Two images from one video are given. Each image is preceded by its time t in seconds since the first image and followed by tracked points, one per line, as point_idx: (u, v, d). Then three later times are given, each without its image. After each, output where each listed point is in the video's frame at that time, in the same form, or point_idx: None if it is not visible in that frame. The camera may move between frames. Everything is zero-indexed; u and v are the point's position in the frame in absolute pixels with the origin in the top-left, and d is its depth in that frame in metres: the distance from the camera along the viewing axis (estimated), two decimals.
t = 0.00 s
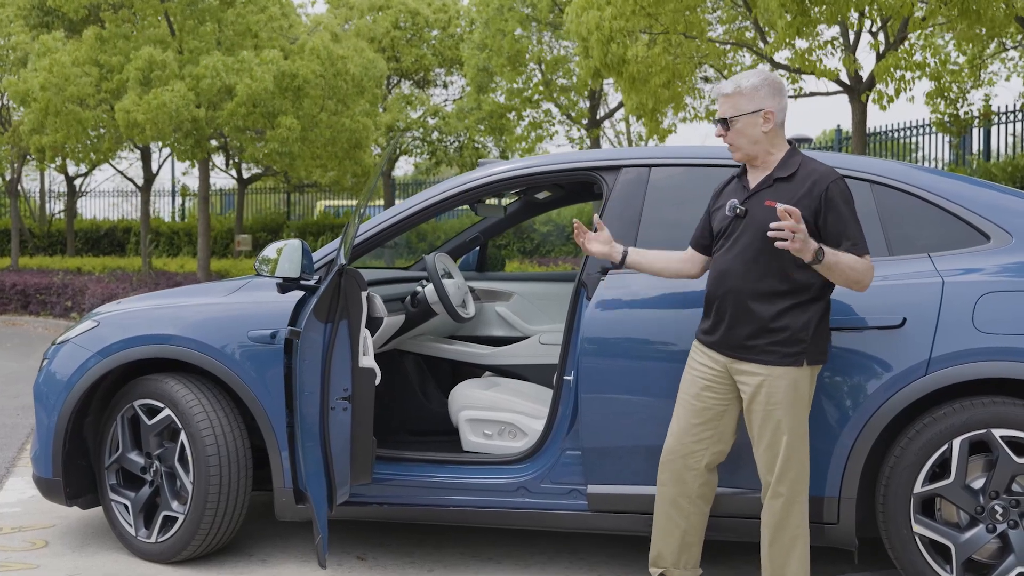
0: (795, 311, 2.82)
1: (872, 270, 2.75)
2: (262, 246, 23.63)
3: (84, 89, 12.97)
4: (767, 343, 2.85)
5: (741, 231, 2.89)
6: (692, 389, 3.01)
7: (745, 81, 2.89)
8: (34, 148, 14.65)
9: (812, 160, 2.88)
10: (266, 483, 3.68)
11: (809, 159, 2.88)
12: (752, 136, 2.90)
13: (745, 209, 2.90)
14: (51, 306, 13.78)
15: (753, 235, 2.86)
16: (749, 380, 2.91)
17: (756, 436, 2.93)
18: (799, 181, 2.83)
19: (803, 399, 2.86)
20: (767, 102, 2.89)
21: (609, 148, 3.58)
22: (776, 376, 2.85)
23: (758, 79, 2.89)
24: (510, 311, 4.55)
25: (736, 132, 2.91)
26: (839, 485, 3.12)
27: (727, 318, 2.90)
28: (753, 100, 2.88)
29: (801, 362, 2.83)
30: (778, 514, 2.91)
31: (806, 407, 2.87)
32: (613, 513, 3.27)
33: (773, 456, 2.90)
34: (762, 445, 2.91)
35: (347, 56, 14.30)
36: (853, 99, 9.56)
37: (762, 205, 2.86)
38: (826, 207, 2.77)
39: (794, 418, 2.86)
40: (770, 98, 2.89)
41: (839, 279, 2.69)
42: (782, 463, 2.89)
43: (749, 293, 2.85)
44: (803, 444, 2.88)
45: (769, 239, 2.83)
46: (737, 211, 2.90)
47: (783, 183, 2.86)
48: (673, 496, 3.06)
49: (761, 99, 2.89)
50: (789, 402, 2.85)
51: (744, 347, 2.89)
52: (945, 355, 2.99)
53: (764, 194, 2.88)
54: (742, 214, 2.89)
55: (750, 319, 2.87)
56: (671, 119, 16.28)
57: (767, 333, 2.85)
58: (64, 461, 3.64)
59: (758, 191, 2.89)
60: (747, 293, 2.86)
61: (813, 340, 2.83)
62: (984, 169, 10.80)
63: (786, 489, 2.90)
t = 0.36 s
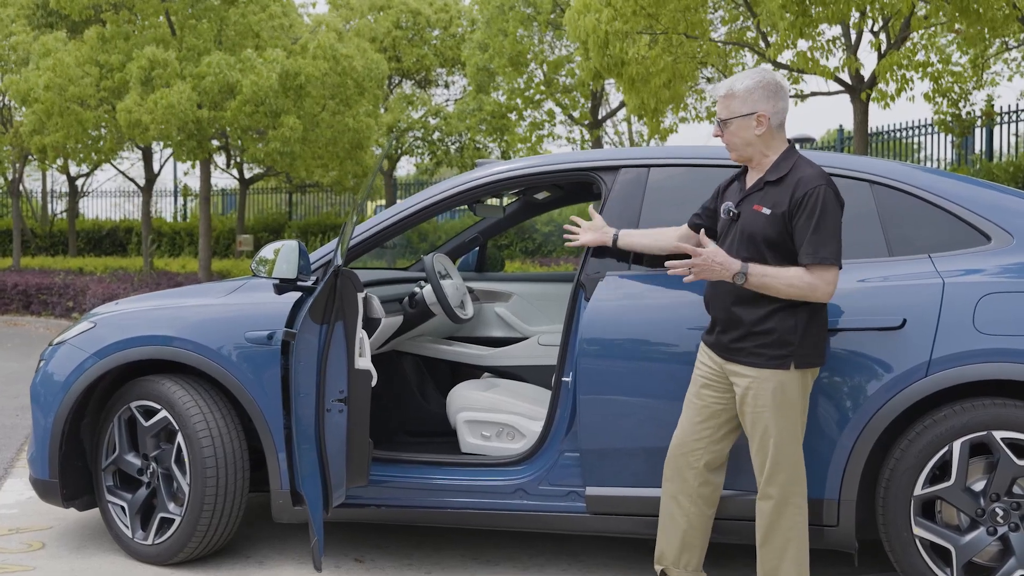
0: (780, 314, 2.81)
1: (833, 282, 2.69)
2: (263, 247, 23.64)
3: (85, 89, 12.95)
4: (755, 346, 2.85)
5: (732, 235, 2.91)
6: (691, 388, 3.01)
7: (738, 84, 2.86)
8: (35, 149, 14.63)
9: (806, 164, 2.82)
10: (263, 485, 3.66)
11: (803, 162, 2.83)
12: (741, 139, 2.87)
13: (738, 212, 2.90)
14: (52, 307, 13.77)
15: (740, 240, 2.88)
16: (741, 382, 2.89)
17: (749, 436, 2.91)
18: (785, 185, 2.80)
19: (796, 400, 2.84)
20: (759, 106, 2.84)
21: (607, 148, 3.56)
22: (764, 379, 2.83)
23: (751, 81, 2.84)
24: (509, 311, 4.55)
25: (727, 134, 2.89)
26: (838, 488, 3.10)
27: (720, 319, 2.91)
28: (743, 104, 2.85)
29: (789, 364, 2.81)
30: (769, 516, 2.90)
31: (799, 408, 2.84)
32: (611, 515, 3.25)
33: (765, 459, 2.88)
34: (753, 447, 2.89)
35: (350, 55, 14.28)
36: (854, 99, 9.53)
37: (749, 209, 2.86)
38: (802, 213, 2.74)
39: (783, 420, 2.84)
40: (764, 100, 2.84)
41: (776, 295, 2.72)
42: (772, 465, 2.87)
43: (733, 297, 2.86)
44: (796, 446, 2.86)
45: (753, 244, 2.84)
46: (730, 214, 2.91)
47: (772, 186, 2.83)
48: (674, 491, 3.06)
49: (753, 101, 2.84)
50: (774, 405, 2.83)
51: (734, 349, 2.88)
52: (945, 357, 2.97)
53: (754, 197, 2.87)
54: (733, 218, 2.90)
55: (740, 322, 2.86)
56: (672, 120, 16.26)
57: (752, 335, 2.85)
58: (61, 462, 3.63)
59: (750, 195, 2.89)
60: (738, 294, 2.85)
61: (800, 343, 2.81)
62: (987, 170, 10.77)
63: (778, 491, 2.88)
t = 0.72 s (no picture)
0: (760, 319, 2.78)
1: (825, 290, 2.67)
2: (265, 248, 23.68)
3: (87, 92, 12.96)
4: (734, 351, 2.82)
5: (713, 236, 2.88)
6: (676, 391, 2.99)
7: (731, 80, 2.82)
8: (37, 151, 14.63)
9: (791, 166, 2.79)
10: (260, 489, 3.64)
11: (788, 164, 2.79)
12: (729, 137, 2.84)
13: (720, 212, 2.87)
14: (55, 308, 13.79)
15: (719, 242, 2.84)
16: (722, 386, 2.86)
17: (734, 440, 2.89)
18: (767, 188, 2.77)
19: (779, 405, 2.81)
20: (749, 105, 2.80)
21: (606, 150, 3.54)
22: (744, 384, 2.81)
23: (744, 79, 2.80)
24: (509, 314, 4.53)
25: (717, 132, 2.86)
26: (838, 492, 3.08)
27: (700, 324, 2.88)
28: (734, 102, 2.81)
29: (767, 369, 2.79)
30: (761, 520, 2.88)
31: (784, 412, 2.82)
32: (610, 519, 3.22)
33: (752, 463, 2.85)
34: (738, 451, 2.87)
35: (353, 57, 14.25)
36: (857, 100, 9.50)
37: (731, 211, 2.83)
38: (784, 219, 2.71)
39: (765, 425, 2.81)
40: (755, 99, 2.80)
41: (772, 305, 2.69)
42: (760, 470, 2.85)
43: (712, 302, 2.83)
44: (785, 450, 2.83)
45: (732, 246, 2.81)
46: (712, 215, 2.89)
47: (753, 188, 2.80)
48: (660, 494, 3.01)
49: (743, 100, 2.81)
50: (755, 408, 2.80)
51: (714, 354, 2.86)
52: (946, 361, 2.95)
53: (736, 199, 2.84)
54: (715, 219, 2.87)
55: (719, 326, 2.84)
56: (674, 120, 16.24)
57: (731, 339, 2.82)
58: (57, 466, 3.61)
59: (732, 196, 2.86)
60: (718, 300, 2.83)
61: (778, 349, 2.78)
62: (990, 171, 10.74)
63: (770, 496, 2.86)
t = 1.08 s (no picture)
0: (729, 319, 2.77)
1: (786, 285, 2.64)
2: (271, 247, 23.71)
3: (92, 91, 12.95)
4: (708, 353, 2.80)
5: (682, 237, 2.88)
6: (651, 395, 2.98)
7: (693, 82, 2.82)
8: (43, 150, 14.64)
9: (755, 164, 2.77)
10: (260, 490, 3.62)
11: (752, 162, 2.78)
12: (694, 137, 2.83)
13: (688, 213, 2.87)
14: (60, 308, 13.82)
15: (687, 242, 2.84)
16: (695, 389, 2.85)
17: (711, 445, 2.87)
18: (730, 185, 2.77)
19: (752, 410, 2.80)
20: (711, 105, 2.80)
21: (608, 150, 3.52)
22: (715, 387, 2.80)
23: (705, 80, 2.80)
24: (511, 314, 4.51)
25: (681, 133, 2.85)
26: (842, 495, 3.04)
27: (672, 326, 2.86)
28: (696, 102, 2.81)
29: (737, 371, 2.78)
30: (747, 524, 2.86)
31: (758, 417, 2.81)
32: (612, 521, 3.20)
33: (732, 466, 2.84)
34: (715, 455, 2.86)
35: (358, 57, 14.21)
36: (862, 100, 9.46)
37: (697, 210, 2.83)
38: (745, 215, 2.70)
39: (738, 427, 2.80)
40: (716, 99, 2.80)
41: (733, 301, 2.66)
42: (737, 474, 2.84)
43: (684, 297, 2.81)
44: (765, 453, 2.82)
45: (697, 245, 2.79)
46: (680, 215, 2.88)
47: (718, 187, 2.80)
48: (646, 499, 2.99)
49: (706, 100, 2.80)
50: (726, 412, 2.80)
51: (688, 356, 2.84)
52: (951, 362, 2.92)
53: (701, 198, 2.84)
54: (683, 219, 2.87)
55: (692, 326, 2.82)
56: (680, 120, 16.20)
57: (703, 340, 2.81)
58: (57, 467, 3.59)
59: (698, 196, 2.85)
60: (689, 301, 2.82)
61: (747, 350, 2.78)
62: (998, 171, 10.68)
63: (752, 499, 2.84)
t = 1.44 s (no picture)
0: (685, 314, 2.80)
1: (719, 282, 2.67)
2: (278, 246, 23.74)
3: (99, 90, 12.93)
4: (672, 347, 2.83)
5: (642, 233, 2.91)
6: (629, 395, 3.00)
7: (654, 79, 2.84)
8: (51, 150, 14.63)
9: (713, 160, 2.79)
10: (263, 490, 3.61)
11: (709, 159, 2.80)
12: (654, 133, 2.86)
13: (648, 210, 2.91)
14: (69, 307, 13.84)
15: (646, 238, 2.87)
16: (664, 386, 2.86)
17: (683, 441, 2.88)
18: (686, 183, 2.79)
19: (717, 405, 2.81)
20: (669, 102, 2.83)
21: (612, 150, 3.49)
22: (679, 383, 2.82)
23: (666, 77, 2.83)
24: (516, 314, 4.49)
25: (641, 128, 2.88)
26: (848, 497, 3.01)
27: (634, 319, 2.89)
28: (655, 99, 2.84)
29: (700, 364, 2.80)
30: (725, 519, 2.86)
31: (723, 412, 2.82)
32: (615, 523, 3.18)
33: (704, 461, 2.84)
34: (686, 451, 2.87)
35: (366, 57, 14.19)
36: (871, 98, 9.41)
37: (655, 208, 2.86)
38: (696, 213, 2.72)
39: (704, 422, 2.81)
40: (677, 97, 2.83)
41: (667, 296, 2.71)
42: (707, 469, 2.85)
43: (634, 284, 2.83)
44: (734, 448, 2.83)
45: (655, 241, 2.83)
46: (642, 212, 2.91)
47: (676, 184, 2.82)
48: (639, 501, 2.98)
49: (665, 97, 2.83)
50: (693, 407, 2.81)
51: (653, 351, 2.86)
52: (958, 364, 2.88)
53: (661, 195, 2.87)
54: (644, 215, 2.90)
55: (653, 320, 2.85)
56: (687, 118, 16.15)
57: (665, 334, 2.83)
58: (60, 467, 3.58)
59: (658, 193, 2.88)
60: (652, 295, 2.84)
61: (713, 344, 2.79)
62: (1007, 170, 10.62)
63: (726, 493, 2.85)
